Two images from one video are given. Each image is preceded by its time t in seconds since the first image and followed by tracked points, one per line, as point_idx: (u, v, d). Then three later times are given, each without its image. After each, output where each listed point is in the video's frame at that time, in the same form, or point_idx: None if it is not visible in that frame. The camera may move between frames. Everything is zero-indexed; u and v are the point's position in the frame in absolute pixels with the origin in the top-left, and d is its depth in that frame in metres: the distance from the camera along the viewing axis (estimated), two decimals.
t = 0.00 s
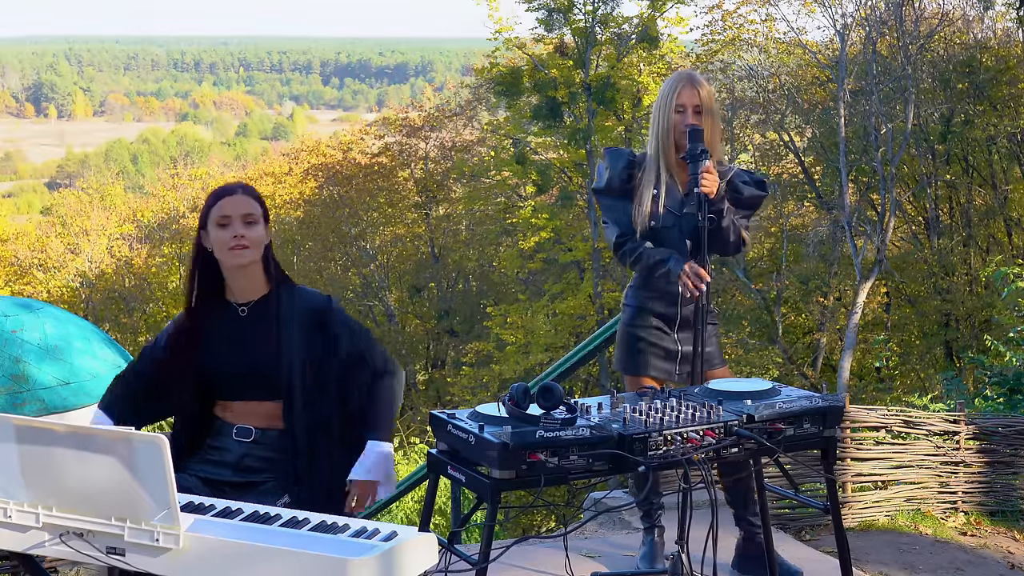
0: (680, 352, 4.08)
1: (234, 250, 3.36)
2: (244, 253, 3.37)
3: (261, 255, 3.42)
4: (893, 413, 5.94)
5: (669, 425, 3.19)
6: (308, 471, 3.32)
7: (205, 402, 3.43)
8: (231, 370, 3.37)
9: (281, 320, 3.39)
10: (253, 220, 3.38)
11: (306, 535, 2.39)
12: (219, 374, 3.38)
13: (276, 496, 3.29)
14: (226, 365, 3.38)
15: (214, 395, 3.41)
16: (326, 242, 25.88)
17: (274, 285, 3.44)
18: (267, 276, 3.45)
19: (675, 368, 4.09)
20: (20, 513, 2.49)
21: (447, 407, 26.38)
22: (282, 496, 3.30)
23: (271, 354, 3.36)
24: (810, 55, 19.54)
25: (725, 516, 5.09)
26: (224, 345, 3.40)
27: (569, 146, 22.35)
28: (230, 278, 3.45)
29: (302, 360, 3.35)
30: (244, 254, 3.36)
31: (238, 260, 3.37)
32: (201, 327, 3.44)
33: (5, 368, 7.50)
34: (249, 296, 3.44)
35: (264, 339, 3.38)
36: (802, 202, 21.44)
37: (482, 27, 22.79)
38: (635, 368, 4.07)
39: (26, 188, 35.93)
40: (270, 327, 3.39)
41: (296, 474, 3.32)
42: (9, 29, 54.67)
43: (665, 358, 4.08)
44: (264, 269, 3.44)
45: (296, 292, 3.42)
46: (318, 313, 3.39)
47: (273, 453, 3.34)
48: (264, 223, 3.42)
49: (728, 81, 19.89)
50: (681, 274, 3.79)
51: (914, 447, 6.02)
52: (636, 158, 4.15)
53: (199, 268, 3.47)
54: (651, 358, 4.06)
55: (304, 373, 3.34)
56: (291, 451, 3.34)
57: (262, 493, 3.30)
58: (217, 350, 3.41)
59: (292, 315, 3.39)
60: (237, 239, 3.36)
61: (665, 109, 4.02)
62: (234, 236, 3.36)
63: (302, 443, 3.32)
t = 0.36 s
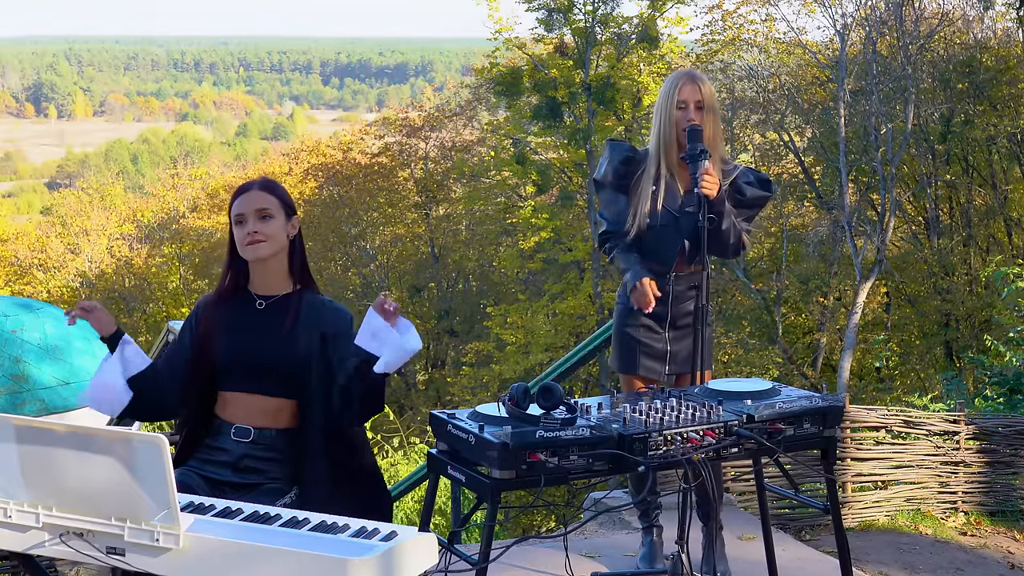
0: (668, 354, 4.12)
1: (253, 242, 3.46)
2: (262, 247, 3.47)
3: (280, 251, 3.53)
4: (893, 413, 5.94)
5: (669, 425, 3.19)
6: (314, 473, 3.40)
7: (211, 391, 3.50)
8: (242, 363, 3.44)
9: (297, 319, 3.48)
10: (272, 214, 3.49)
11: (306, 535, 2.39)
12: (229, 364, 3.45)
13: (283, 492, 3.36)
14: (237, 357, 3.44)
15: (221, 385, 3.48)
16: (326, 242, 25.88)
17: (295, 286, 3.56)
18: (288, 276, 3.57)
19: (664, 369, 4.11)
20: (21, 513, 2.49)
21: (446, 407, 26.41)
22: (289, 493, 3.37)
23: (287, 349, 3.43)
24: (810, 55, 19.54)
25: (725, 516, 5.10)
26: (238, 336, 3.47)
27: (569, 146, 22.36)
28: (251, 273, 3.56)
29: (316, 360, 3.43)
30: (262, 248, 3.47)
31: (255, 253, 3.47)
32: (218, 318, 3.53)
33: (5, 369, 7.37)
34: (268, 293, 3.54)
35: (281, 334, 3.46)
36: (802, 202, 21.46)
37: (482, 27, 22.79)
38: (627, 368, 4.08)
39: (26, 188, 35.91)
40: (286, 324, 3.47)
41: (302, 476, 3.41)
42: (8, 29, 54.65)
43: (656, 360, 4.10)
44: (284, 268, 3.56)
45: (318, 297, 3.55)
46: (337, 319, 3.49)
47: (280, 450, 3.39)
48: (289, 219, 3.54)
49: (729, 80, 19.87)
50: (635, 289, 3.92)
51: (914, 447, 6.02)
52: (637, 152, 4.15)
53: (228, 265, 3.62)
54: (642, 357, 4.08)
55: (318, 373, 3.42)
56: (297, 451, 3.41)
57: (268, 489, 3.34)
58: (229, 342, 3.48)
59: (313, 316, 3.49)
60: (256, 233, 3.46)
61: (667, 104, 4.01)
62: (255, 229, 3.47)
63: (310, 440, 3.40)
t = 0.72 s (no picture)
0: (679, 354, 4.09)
1: (241, 240, 3.48)
2: (250, 247, 3.50)
3: (268, 250, 3.55)
4: (894, 414, 5.94)
5: (669, 425, 3.19)
6: (308, 470, 3.40)
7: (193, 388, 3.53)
8: (223, 359, 3.44)
9: (278, 316, 3.48)
10: (260, 212, 3.52)
11: (306, 535, 2.39)
12: (209, 360, 3.46)
13: (281, 489, 3.36)
14: (216, 352, 3.45)
15: (201, 380, 3.49)
16: (326, 242, 25.89)
17: (279, 285, 3.57)
18: (272, 277, 3.58)
19: (673, 369, 4.09)
20: (21, 513, 2.49)
21: (446, 407, 26.42)
22: (287, 490, 3.37)
23: (267, 344, 3.43)
24: (810, 55, 19.54)
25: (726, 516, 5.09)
26: (217, 332, 3.48)
27: (569, 146, 22.38)
28: (237, 271, 3.58)
29: (296, 357, 3.43)
30: (251, 248, 3.49)
31: (243, 252, 3.49)
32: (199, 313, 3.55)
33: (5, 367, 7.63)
34: (249, 289, 3.55)
35: (262, 329, 3.46)
36: (802, 202, 21.46)
37: (482, 27, 22.79)
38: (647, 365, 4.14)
39: (26, 188, 35.87)
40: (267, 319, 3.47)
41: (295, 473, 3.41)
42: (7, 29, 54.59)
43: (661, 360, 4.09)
44: (270, 269, 3.58)
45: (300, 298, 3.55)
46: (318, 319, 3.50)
47: (273, 449, 3.40)
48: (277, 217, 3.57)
49: (729, 81, 19.85)
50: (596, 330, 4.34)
51: (914, 447, 6.02)
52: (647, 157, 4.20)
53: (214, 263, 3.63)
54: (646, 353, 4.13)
55: (297, 371, 3.42)
56: (289, 448, 3.43)
57: (264, 488, 3.34)
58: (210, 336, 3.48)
59: (293, 315, 3.49)
60: (244, 232, 3.49)
61: (670, 105, 4.01)
62: (242, 227, 3.49)
63: (293, 436, 3.40)
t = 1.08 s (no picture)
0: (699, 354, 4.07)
1: (222, 242, 3.48)
2: (232, 245, 3.49)
3: (251, 250, 3.54)
4: (894, 413, 5.93)
5: (669, 425, 3.19)
6: (309, 469, 3.42)
7: (196, 394, 3.54)
8: (217, 360, 3.44)
9: (268, 310, 3.47)
10: (243, 211, 3.50)
11: (307, 535, 2.39)
12: (204, 363, 3.46)
13: (281, 488, 3.36)
14: (212, 355, 3.45)
15: (202, 384, 3.49)
16: (326, 242, 25.85)
17: (268, 279, 3.57)
18: (259, 273, 3.58)
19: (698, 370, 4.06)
20: (21, 513, 2.49)
21: (446, 407, 26.44)
22: (286, 489, 3.37)
23: (260, 339, 3.43)
24: (810, 55, 19.54)
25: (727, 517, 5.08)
26: (212, 335, 3.49)
27: (569, 146, 22.42)
28: (226, 270, 3.58)
29: (288, 349, 3.42)
30: (233, 246, 3.49)
31: (226, 251, 3.49)
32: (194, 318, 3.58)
33: (6, 368, 8.34)
34: (239, 288, 3.56)
35: (254, 325, 3.46)
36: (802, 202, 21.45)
37: (482, 27, 22.76)
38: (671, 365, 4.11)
39: (26, 188, 35.86)
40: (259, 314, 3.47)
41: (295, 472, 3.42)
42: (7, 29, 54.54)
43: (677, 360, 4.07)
44: (257, 265, 3.58)
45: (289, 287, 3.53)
46: (307, 307, 3.48)
47: (273, 450, 3.40)
48: (260, 216, 3.55)
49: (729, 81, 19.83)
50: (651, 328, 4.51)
51: (914, 447, 6.02)
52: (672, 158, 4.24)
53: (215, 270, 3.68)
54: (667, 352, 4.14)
55: (292, 363, 3.41)
56: (289, 449, 3.43)
57: (265, 486, 3.34)
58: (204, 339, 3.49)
59: (284, 307, 3.48)
60: (225, 232, 3.48)
61: (681, 107, 3.95)
62: (225, 226, 3.49)
63: (295, 431, 3.40)
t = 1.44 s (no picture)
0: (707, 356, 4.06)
1: (241, 240, 3.49)
2: (250, 244, 3.51)
3: (267, 251, 3.56)
4: (893, 413, 5.93)
5: (669, 425, 3.18)
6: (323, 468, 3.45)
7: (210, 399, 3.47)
8: (245, 361, 3.42)
9: (290, 310, 3.50)
10: (267, 210, 3.54)
11: (307, 536, 2.39)
12: (229, 364, 3.42)
13: (288, 488, 3.37)
14: (237, 357, 3.43)
15: (223, 389, 3.44)
16: (326, 242, 25.82)
17: (285, 280, 3.59)
18: (274, 276, 3.59)
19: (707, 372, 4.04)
20: (21, 513, 2.49)
21: (446, 407, 26.45)
22: (292, 489, 3.38)
23: (286, 337, 3.45)
24: (810, 55, 19.54)
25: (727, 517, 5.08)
26: (235, 337, 3.47)
27: (569, 146, 22.43)
28: (237, 269, 3.56)
29: (315, 348, 3.47)
30: (251, 240, 3.50)
31: (243, 245, 3.50)
32: (210, 322, 3.51)
33: (5, 369, 7.79)
34: (255, 290, 3.55)
35: (280, 324, 3.47)
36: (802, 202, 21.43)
37: (482, 27, 22.76)
38: (674, 363, 4.11)
39: (26, 188, 35.87)
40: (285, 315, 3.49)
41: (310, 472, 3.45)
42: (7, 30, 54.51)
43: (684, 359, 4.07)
44: (275, 268, 3.59)
45: (306, 286, 3.58)
46: (326, 305, 3.55)
47: (284, 453, 3.41)
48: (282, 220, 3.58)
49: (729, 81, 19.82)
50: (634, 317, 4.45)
51: (914, 447, 6.02)
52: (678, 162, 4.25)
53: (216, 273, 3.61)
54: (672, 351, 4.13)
55: (320, 361, 3.47)
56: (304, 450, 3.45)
57: (273, 486, 3.36)
58: (226, 341, 3.45)
59: (306, 307, 3.52)
60: (244, 227, 3.50)
61: (686, 110, 3.95)
62: (248, 222, 3.51)
63: (321, 428, 3.44)
